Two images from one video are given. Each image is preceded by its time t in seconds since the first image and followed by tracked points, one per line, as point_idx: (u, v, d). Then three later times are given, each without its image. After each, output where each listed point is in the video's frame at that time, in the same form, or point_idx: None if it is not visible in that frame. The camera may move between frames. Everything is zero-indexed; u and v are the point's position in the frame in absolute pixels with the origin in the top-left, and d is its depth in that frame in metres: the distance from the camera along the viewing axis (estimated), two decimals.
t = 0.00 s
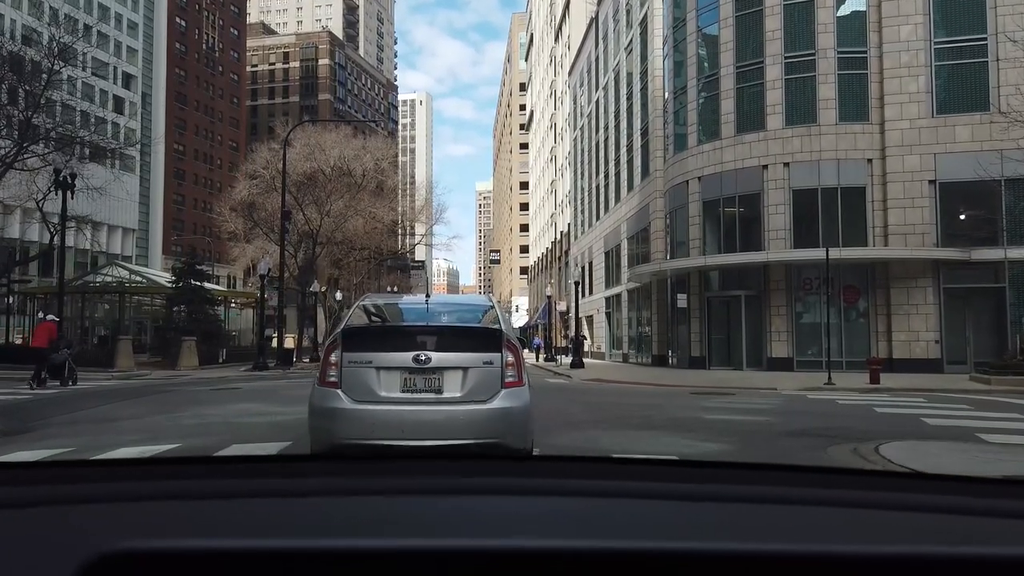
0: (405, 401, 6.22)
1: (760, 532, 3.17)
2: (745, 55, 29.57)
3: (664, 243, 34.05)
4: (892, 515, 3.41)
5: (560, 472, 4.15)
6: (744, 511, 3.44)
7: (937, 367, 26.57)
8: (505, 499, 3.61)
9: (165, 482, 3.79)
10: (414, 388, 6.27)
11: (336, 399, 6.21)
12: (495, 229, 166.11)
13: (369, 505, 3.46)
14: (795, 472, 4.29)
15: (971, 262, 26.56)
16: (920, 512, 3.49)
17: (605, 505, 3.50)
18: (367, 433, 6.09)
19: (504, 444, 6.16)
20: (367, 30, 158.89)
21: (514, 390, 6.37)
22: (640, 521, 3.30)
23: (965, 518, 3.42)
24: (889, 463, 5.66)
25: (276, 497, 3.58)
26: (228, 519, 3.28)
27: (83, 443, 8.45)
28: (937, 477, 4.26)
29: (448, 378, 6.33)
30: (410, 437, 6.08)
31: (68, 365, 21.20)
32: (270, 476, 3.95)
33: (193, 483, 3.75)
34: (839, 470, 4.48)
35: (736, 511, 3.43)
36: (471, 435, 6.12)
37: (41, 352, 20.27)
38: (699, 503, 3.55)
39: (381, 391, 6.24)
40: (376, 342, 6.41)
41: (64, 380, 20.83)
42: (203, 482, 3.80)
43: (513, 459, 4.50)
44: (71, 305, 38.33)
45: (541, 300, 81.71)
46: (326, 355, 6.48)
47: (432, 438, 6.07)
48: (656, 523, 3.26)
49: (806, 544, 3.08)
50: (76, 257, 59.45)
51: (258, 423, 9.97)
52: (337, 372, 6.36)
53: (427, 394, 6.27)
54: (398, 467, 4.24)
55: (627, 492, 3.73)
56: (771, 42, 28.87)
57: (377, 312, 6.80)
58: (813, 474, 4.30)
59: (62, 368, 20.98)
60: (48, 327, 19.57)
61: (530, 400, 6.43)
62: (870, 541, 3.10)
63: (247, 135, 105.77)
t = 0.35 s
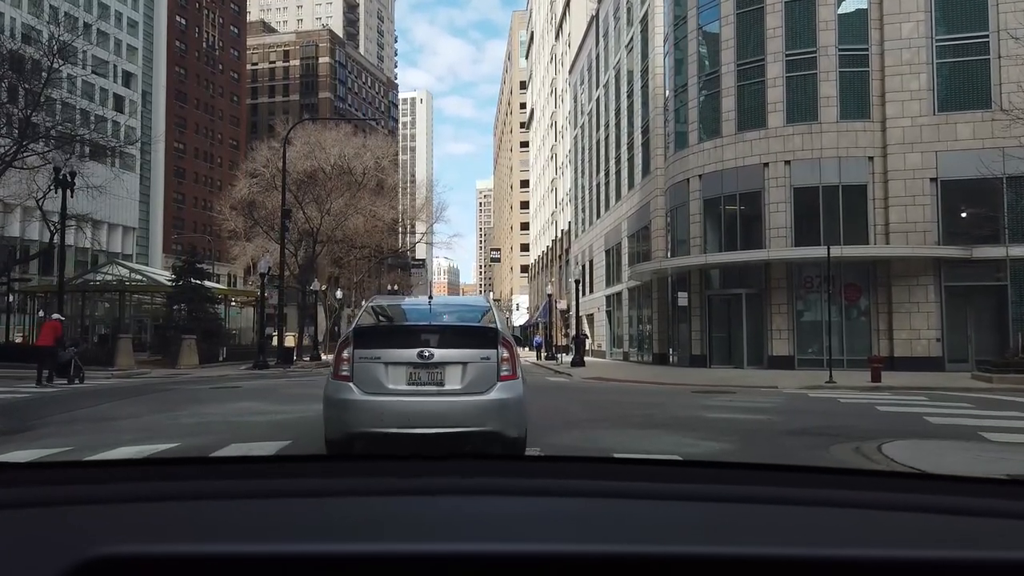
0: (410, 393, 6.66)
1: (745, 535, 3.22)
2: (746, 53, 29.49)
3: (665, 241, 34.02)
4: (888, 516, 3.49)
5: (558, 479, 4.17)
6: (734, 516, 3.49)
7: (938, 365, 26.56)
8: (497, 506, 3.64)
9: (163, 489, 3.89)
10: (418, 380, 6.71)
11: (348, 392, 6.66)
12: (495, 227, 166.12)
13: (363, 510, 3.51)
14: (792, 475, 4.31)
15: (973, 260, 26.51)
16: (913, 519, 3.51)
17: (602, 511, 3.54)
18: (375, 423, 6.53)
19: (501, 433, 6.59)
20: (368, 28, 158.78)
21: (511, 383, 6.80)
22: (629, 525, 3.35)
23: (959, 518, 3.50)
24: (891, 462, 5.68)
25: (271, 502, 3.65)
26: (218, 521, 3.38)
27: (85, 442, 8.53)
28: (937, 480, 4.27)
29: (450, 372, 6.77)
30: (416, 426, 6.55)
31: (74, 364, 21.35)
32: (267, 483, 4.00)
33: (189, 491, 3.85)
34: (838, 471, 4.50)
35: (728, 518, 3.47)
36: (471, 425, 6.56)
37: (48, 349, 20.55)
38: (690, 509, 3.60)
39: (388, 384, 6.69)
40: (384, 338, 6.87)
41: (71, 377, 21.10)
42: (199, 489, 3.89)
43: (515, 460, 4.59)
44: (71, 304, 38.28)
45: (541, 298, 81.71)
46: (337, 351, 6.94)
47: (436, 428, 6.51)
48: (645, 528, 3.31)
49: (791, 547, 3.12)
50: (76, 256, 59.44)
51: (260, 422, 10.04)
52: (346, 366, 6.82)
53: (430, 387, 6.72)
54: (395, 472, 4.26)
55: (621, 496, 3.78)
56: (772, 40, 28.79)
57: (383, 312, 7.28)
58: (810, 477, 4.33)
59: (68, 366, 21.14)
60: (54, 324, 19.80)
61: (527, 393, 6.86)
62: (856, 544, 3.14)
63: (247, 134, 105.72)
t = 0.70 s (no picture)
0: (416, 382, 7.60)
1: (727, 532, 3.39)
2: (748, 48, 29.36)
3: (666, 237, 33.93)
4: (875, 516, 3.64)
5: (552, 478, 4.28)
6: (716, 515, 3.67)
7: (940, 362, 26.53)
8: (491, 504, 3.80)
9: (162, 484, 4.00)
10: (424, 370, 7.63)
11: (361, 380, 7.62)
12: (495, 224, 166.06)
13: (363, 509, 3.68)
14: (779, 473, 4.45)
15: (975, 256, 26.42)
16: (892, 519, 3.64)
17: (591, 510, 3.70)
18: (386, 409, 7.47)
19: (496, 417, 7.54)
20: (368, 24, 158.41)
21: (505, 373, 7.76)
22: (615, 523, 3.54)
23: (946, 519, 3.64)
24: (888, 459, 5.78)
25: (272, 500, 3.79)
26: (220, 520, 3.52)
27: (89, 437, 8.67)
28: (921, 480, 4.40)
29: (451, 364, 7.69)
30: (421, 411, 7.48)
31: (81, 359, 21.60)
32: (266, 479, 4.11)
33: (190, 488, 3.96)
34: (826, 469, 4.61)
35: (712, 517, 3.64)
36: (469, 410, 7.51)
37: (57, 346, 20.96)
38: (677, 507, 3.76)
39: (396, 373, 7.61)
40: (392, 334, 7.86)
41: (78, 373, 21.45)
42: (202, 486, 4.01)
43: (519, 460, 4.74)
44: (71, 300, 38.21)
45: (542, 294, 81.63)
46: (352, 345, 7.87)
47: (439, 413, 7.46)
48: (633, 526, 3.48)
49: (771, 542, 3.29)
50: (76, 252, 59.34)
51: (262, 417, 10.17)
52: (361, 359, 7.74)
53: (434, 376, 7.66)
54: (393, 471, 4.37)
55: (620, 497, 3.92)
56: (774, 35, 28.67)
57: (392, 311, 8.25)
58: (796, 476, 4.46)
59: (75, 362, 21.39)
60: (62, 321, 20.20)
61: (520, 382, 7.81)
62: (846, 542, 3.28)
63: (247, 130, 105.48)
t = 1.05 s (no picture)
0: (423, 371, 8.91)
1: (737, 528, 3.33)
2: (750, 43, 29.21)
3: (667, 233, 33.78)
4: (881, 512, 3.61)
5: (558, 476, 4.18)
6: (726, 513, 3.58)
7: (943, 358, 26.40)
8: (495, 500, 3.70)
9: (161, 481, 3.90)
10: (429, 361, 8.96)
11: (373, 370, 8.92)
12: (496, 219, 165.86)
13: (366, 505, 3.59)
14: (783, 469, 4.42)
15: (978, 252, 26.29)
16: (907, 519, 3.54)
17: (596, 505, 3.65)
18: (397, 394, 8.77)
19: (492, 401, 8.84)
20: (368, 19, 157.86)
21: (500, 363, 9.06)
22: (625, 521, 3.45)
23: (952, 514, 3.61)
24: (892, 455, 5.74)
25: (273, 494, 3.74)
26: (221, 516, 3.42)
27: (89, 433, 8.63)
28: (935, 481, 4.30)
29: (453, 355, 9.03)
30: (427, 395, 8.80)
31: (87, 354, 21.72)
32: (265, 475, 4.02)
33: (190, 485, 3.87)
34: (838, 469, 4.50)
35: (724, 515, 3.55)
36: (469, 395, 8.81)
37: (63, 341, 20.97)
38: (687, 505, 3.67)
39: (406, 363, 8.94)
40: (402, 330, 9.17)
41: (85, 368, 21.46)
42: (199, 483, 3.91)
43: (521, 454, 4.72)
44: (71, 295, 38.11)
45: (543, 290, 81.54)
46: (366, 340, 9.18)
47: (443, 397, 8.77)
48: (640, 520, 3.43)
49: (778, 539, 3.24)
50: (75, 248, 59.17)
51: (262, 412, 10.16)
52: (375, 350, 9.07)
53: (438, 366, 8.99)
54: (394, 467, 4.30)
55: (623, 492, 3.89)
56: (776, 29, 28.53)
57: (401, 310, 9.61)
58: (807, 476, 4.36)
59: (82, 357, 21.51)
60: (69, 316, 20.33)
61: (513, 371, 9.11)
62: (855, 538, 3.24)
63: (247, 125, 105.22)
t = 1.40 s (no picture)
0: (429, 360, 9.95)
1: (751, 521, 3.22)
2: (753, 36, 29.03)
3: (670, 228, 33.61)
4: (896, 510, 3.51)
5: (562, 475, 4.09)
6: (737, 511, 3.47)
7: (947, 354, 26.26)
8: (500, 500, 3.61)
9: (162, 491, 3.90)
10: (435, 352, 10.01)
11: (385, 359, 9.95)
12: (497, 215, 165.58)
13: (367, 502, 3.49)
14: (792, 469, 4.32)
15: (983, 247, 26.11)
16: (910, 520, 3.52)
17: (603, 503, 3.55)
18: (406, 382, 9.79)
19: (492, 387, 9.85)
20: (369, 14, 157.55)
21: (498, 353, 10.11)
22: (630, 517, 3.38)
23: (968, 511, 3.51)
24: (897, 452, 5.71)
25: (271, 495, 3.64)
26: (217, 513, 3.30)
27: (87, 430, 8.57)
28: (942, 487, 4.26)
29: (456, 346, 10.08)
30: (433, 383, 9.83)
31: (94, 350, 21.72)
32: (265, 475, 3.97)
33: (188, 494, 3.85)
34: (842, 473, 4.47)
35: (723, 515, 3.54)
36: (471, 382, 9.83)
37: (68, 337, 20.93)
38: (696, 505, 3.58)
39: (414, 354, 9.98)
40: (410, 325, 10.22)
41: (91, 364, 21.43)
42: (197, 493, 3.88)
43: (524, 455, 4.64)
44: (71, 290, 38.01)
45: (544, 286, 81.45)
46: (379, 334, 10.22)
47: (448, 384, 9.79)
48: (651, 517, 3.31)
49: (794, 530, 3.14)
50: (75, 243, 59.10)
51: (262, 408, 10.11)
52: (386, 343, 10.11)
53: (443, 356, 10.04)
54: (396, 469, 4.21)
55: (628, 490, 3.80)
56: (780, 23, 28.36)
57: (408, 307, 10.65)
58: (810, 482, 4.33)
59: (89, 352, 21.55)
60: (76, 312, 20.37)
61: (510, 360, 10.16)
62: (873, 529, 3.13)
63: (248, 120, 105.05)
